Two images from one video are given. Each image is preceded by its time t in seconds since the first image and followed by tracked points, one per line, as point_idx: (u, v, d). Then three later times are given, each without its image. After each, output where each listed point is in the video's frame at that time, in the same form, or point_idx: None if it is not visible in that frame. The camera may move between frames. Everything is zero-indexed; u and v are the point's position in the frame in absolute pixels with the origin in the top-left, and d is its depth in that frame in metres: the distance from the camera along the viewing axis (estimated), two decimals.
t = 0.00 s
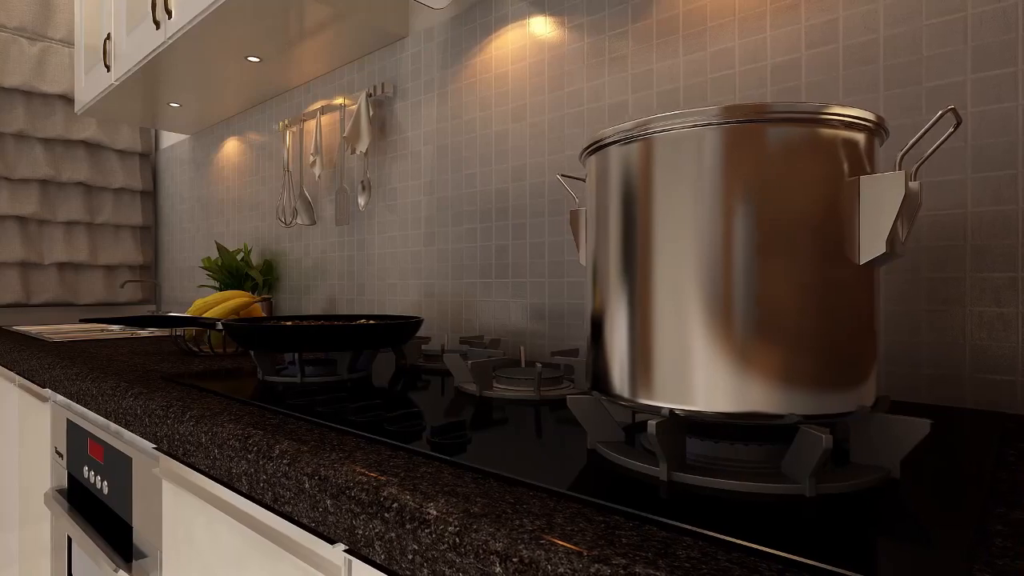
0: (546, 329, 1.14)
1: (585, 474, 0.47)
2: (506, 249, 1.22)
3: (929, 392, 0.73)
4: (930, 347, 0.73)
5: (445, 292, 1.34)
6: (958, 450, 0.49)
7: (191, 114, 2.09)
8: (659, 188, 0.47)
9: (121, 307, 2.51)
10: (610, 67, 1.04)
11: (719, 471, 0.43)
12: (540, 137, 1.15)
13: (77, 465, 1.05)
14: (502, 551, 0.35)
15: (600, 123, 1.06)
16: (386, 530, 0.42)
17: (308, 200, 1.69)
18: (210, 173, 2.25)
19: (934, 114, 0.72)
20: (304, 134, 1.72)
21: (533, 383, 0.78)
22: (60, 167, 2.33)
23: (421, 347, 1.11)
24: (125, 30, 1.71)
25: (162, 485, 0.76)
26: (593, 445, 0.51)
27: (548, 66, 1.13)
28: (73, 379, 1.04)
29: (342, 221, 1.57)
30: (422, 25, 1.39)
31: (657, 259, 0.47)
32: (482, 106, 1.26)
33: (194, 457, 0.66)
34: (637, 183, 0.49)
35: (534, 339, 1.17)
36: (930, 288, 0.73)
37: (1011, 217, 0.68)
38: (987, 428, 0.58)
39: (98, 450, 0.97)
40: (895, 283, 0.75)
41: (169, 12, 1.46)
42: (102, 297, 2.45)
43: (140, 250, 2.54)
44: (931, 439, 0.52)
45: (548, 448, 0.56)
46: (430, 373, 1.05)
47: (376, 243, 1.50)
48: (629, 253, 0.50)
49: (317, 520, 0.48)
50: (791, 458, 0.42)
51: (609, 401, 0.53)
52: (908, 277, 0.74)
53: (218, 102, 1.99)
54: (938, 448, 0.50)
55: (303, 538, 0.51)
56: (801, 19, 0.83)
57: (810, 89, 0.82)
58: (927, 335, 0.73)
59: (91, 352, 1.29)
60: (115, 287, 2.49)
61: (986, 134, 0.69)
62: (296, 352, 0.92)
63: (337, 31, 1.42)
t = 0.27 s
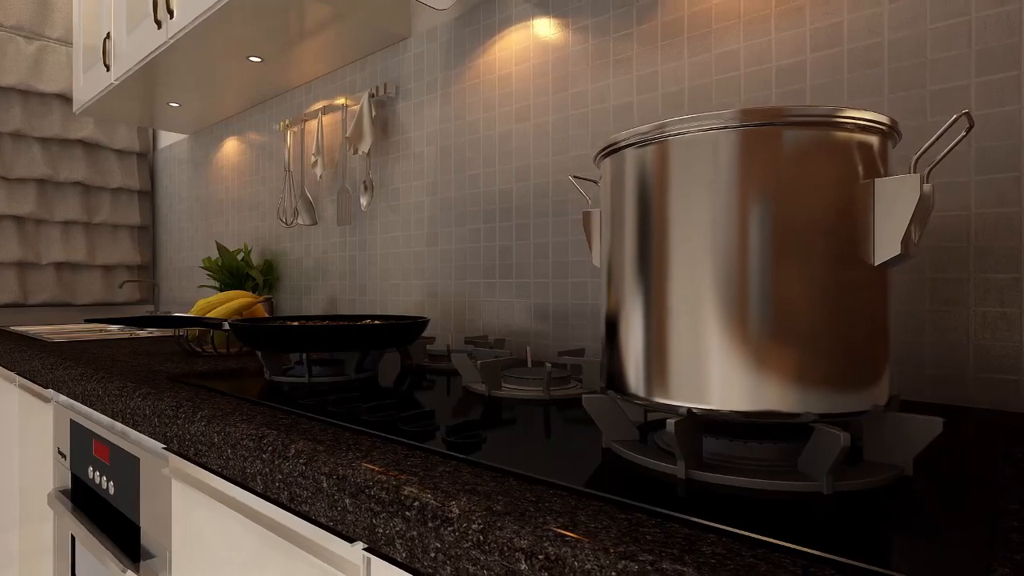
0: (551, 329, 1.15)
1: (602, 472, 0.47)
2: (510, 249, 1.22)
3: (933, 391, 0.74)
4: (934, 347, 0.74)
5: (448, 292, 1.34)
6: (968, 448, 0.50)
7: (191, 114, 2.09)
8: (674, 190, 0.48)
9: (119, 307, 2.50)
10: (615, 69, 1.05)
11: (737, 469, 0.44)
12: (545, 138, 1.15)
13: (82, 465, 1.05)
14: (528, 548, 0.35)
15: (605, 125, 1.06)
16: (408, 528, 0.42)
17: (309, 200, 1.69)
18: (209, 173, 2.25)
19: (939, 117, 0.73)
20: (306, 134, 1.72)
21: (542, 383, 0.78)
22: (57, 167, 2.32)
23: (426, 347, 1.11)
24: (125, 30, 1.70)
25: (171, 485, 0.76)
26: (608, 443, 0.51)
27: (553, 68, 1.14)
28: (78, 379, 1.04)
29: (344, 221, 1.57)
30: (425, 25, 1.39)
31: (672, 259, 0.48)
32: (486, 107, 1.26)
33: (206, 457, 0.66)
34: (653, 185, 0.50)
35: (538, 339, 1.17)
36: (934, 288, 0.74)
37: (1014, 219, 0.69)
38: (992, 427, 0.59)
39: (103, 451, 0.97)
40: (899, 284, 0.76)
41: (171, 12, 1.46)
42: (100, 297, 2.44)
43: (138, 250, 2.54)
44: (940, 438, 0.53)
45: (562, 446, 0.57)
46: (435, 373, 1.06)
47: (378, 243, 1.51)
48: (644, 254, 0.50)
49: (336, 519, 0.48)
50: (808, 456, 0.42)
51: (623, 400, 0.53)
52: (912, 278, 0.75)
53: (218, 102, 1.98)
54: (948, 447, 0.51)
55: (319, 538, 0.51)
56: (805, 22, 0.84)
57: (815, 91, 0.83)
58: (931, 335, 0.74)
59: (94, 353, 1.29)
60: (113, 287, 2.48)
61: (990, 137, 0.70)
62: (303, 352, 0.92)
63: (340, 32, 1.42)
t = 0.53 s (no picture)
0: (558, 329, 1.16)
1: (630, 469, 0.48)
2: (516, 250, 1.23)
3: (940, 390, 0.75)
4: (941, 347, 0.75)
5: (453, 292, 1.35)
6: (983, 445, 0.52)
7: (189, 113, 2.08)
8: (700, 194, 0.49)
9: (115, 308, 2.48)
10: (623, 71, 1.06)
11: (764, 463, 0.45)
12: (552, 139, 1.16)
13: (89, 466, 1.04)
14: (570, 542, 0.36)
15: (613, 127, 1.07)
16: (444, 525, 0.43)
17: (312, 200, 1.69)
18: (207, 172, 2.24)
19: (944, 121, 0.75)
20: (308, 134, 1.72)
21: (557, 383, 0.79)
22: (53, 166, 2.31)
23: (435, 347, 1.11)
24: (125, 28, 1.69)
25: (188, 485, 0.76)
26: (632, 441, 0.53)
27: (560, 70, 1.15)
28: (86, 380, 1.04)
29: (348, 221, 1.57)
30: (430, 26, 1.40)
31: (698, 261, 0.49)
32: (492, 108, 1.27)
33: (227, 457, 0.66)
34: (678, 189, 0.51)
35: (545, 339, 1.18)
36: (941, 289, 0.75)
37: (1020, 221, 0.70)
38: (1003, 424, 0.60)
39: (113, 451, 0.97)
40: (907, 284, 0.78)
41: (174, 11, 1.46)
42: (96, 298, 2.42)
43: (134, 250, 2.52)
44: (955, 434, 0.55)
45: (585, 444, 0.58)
46: (444, 372, 1.06)
47: (382, 244, 1.51)
48: (669, 256, 0.51)
49: (367, 517, 0.49)
50: (835, 452, 0.44)
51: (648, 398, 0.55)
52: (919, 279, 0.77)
53: (217, 102, 1.98)
54: (963, 443, 0.52)
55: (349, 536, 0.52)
56: (813, 27, 0.85)
57: (822, 95, 0.85)
58: (938, 334, 0.76)
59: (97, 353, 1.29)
60: (109, 288, 2.47)
61: (997, 141, 0.72)
62: (313, 352, 0.92)
63: (345, 32, 1.43)
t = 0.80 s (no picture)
0: (567, 329, 1.18)
1: (667, 464, 0.50)
2: (525, 251, 1.24)
3: (948, 387, 0.78)
4: (949, 346, 0.78)
5: (461, 293, 1.36)
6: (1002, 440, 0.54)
7: (188, 112, 2.07)
8: (733, 199, 0.51)
9: (110, 308, 2.46)
10: (633, 75, 1.08)
11: (800, 458, 0.47)
12: (562, 141, 1.18)
13: (102, 467, 1.04)
14: (624, 534, 0.37)
15: (623, 130, 1.09)
16: (493, 520, 0.44)
17: (315, 200, 1.69)
18: (206, 172, 2.23)
19: (952, 128, 0.77)
20: (311, 134, 1.72)
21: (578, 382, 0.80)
22: (47, 165, 2.28)
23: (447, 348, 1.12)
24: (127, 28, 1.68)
25: (212, 484, 0.76)
26: (664, 438, 0.54)
27: (570, 73, 1.17)
28: (98, 380, 1.04)
29: (353, 222, 1.58)
30: (437, 28, 1.40)
31: (732, 264, 0.50)
32: (500, 110, 1.28)
33: (257, 456, 0.67)
34: (711, 194, 0.52)
35: (554, 339, 1.20)
36: (949, 290, 0.78)
37: None
38: (1015, 420, 0.62)
39: (128, 452, 0.97)
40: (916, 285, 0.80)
41: (179, 11, 1.45)
42: (91, 298, 2.40)
43: (130, 250, 2.50)
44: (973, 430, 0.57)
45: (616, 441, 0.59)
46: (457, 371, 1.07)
47: (388, 244, 1.52)
48: (702, 258, 0.53)
49: (410, 513, 0.50)
50: (868, 446, 0.45)
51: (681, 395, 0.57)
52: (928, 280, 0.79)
53: (217, 101, 1.97)
54: (982, 438, 0.54)
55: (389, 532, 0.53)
56: (824, 34, 0.88)
57: (832, 100, 0.87)
58: (946, 333, 0.78)
59: (104, 354, 1.28)
60: (104, 288, 2.44)
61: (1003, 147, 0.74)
62: (330, 353, 0.93)
63: (352, 33, 1.43)
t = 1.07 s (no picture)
0: (579, 329, 1.20)
1: (708, 458, 0.52)
2: (536, 252, 1.26)
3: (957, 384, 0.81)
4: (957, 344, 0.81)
5: (471, 294, 1.38)
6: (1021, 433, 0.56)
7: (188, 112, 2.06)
8: (770, 205, 0.53)
9: (105, 309, 2.44)
10: (646, 81, 1.10)
11: (837, 451, 0.49)
12: (574, 145, 1.20)
13: (118, 468, 1.04)
14: (686, 524, 0.39)
15: (635, 134, 1.12)
16: (549, 513, 0.46)
17: (321, 201, 1.69)
18: (204, 172, 2.22)
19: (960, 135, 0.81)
20: (317, 135, 1.72)
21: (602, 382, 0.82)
22: (42, 164, 2.25)
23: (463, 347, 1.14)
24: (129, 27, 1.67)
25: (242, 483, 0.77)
26: (701, 433, 0.57)
27: (583, 78, 1.19)
28: (115, 381, 1.04)
29: (360, 223, 1.58)
30: (446, 31, 1.42)
31: (768, 266, 0.53)
32: (511, 113, 1.30)
33: (294, 455, 0.68)
34: (749, 201, 0.55)
35: (566, 339, 1.22)
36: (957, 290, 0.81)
37: None
38: None
39: (147, 453, 0.97)
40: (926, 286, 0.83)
41: (187, 11, 1.45)
42: (86, 298, 2.37)
43: (125, 250, 2.48)
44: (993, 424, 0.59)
45: (650, 437, 0.61)
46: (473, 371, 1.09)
47: (395, 245, 1.53)
48: (739, 261, 0.55)
49: (461, 508, 0.52)
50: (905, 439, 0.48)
51: (717, 392, 0.59)
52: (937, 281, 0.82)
53: (218, 101, 1.96)
54: (1003, 432, 0.57)
55: (437, 527, 0.54)
56: (835, 43, 0.90)
57: (843, 107, 0.90)
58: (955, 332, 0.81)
59: (113, 355, 1.28)
60: (99, 288, 2.42)
61: (1010, 154, 0.77)
62: (352, 353, 0.94)
63: (361, 35, 1.44)
